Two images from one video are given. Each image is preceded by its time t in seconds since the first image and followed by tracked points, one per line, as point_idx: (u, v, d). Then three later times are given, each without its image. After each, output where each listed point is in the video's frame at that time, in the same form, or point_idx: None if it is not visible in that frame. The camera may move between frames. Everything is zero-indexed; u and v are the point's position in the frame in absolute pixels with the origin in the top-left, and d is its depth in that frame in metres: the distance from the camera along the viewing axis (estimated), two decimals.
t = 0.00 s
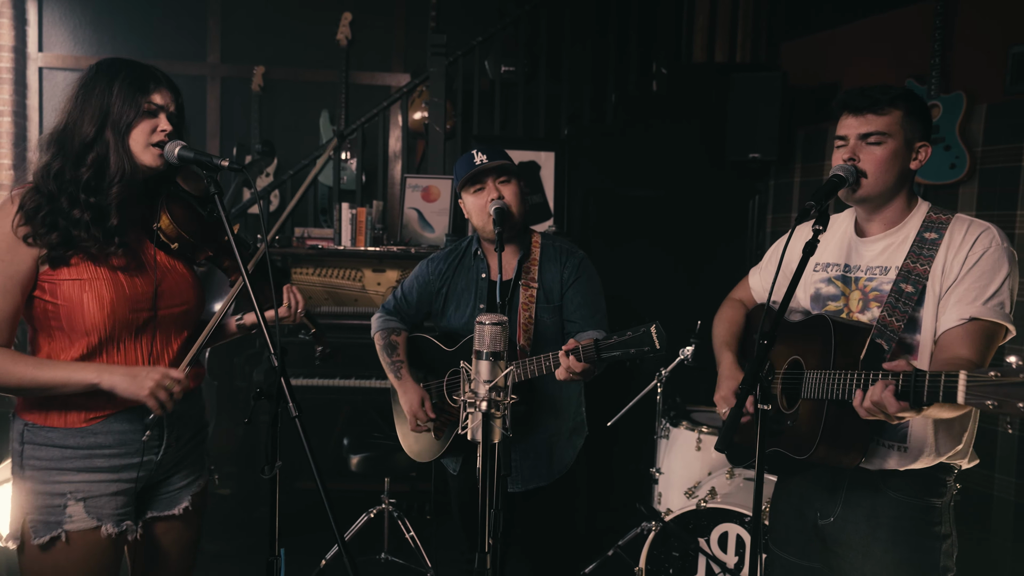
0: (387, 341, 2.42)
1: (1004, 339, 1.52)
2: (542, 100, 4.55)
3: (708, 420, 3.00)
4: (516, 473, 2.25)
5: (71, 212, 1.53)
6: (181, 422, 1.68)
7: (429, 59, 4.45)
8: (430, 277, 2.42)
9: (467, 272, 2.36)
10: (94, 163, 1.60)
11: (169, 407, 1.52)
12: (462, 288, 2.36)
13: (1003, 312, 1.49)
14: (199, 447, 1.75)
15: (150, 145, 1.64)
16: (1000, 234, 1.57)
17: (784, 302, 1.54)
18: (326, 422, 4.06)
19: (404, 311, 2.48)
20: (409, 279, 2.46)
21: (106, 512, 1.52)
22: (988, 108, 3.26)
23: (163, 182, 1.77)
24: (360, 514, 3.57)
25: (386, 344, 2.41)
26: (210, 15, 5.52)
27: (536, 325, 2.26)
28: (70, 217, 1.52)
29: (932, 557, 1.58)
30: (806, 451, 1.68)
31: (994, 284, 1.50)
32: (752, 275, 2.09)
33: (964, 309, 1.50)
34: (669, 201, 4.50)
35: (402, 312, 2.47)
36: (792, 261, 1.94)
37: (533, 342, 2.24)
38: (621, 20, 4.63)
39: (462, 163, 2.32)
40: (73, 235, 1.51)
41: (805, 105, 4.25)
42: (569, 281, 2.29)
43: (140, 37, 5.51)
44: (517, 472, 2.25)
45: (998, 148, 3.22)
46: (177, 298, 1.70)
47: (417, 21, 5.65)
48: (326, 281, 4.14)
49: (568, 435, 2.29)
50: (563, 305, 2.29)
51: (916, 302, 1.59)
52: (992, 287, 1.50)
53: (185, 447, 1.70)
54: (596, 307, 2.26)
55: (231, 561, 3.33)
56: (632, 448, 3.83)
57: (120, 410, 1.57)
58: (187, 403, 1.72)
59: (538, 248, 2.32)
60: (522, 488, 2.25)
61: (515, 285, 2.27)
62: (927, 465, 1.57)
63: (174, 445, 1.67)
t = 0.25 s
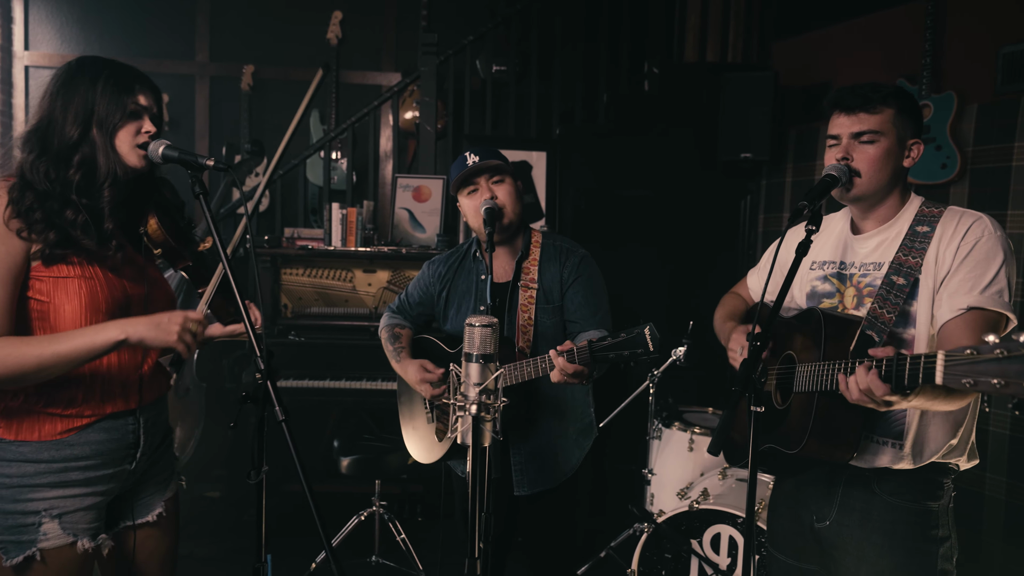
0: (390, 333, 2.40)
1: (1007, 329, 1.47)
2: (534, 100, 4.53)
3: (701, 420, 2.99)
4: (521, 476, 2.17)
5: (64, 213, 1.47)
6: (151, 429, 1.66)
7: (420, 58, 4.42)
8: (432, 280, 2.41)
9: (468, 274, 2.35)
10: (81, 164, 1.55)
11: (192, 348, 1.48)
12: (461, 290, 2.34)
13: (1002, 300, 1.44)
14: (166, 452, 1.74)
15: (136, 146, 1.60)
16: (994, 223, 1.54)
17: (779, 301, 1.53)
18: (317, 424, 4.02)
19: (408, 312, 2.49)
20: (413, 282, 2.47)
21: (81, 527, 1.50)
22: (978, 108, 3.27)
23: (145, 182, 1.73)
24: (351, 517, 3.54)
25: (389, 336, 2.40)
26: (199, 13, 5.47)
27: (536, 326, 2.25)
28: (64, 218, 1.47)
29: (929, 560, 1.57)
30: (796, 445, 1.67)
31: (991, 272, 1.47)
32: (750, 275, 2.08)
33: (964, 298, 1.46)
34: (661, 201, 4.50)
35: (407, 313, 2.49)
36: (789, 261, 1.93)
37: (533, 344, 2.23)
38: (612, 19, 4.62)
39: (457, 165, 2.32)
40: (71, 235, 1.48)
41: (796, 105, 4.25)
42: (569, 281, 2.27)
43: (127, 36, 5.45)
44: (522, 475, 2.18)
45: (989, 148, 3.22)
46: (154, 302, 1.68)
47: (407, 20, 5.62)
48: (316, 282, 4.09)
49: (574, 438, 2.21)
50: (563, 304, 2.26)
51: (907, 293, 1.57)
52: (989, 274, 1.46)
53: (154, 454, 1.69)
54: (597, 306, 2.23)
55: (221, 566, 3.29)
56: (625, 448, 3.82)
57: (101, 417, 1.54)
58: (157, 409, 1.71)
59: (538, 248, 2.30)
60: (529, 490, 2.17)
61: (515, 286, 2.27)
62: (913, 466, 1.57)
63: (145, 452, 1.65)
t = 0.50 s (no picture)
0: (396, 347, 2.37)
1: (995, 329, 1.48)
2: (524, 99, 4.50)
3: (691, 421, 2.97)
4: (529, 480, 2.10)
5: (54, 220, 1.44)
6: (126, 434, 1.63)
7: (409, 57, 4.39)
8: (433, 287, 2.38)
9: (467, 279, 2.31)
10: (62, 167, 1.51)
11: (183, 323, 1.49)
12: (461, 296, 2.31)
13: (992, 303, 1.44)
14: (138, 457, 1.70)
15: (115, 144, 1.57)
16: (985, 226, 1.53)
17: (765, 304, 1.52)
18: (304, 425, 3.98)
19: (414, 322, 2.45)
20: (415, 291, 2.44)
21: (51, 535, 1.47)
22: (968, 108, 3.27)
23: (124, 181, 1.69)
24: (339, 520, 3.50)
25: (395, 350, 2.38)
26: (186, 10, 5.41)
27: (533, 327, 2.22)
28: (54, 222, 1.44)
29: (923, 566, 1.55)
30: (786, 449, 1.65)
31: (981, 275, 1.46)
32: (739, 279, 2.06)
33: (954, 300, 1.45)
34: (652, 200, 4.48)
35: (413, 323, 2.45)
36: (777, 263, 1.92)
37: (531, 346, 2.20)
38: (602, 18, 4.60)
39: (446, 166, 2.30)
40: (65, 242, 1.46)
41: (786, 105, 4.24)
42: (566, 279, 2.22)
43: (113, 34, 5.39)
44: (530, 479, 2.10)
45: (979, 148, 3.22)
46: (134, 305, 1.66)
47: (397, 19, 5.59)
48: (304, 282, 4.05)
49: (583, 440, 2.17)
50: (561, 304, 2.23)
51: (898, 295, 1.56)
52: (980, 277, 1.46)
53: (128, 460, 1.65)
54: (595, 303, 2.18)
55: (206, 569, 3.24)
56: (615, 449, 3.80)
57: (76, 422, 1.52)
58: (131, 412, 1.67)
59: (534, 247, 2.26)
60: (537, 495, 2.10)
61: (512, 287, 2.23)
62: (907, 471, 1.55)
63: (119, 458, 1.61)
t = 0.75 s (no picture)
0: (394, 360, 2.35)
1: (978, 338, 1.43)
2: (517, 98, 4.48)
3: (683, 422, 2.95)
4: (529, 486, 2.07)
5: (24, 223, 1.42)
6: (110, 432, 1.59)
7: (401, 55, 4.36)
8: (427, 296, 2.36)
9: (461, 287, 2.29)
10: (36, 168, 1.47)
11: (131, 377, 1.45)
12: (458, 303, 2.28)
13: (975, 307, 1.40)
14: (123, 457, 1.67)
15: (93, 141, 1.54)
16: (971, 230, 1.51)
17: (751, 305, 1.50)
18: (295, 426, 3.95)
19: (410, 334, 2.42)
20: (410, 301, 2.41)
21: (31, 533, 1.43)
22: (962, 106, 3.24)
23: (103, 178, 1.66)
24: (328, 521, 3.47)
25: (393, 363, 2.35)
26: (178, 8, 5.37)
27: (526, 335, 2.18)
28: (24, 226, 1.42)
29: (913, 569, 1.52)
30: (776, 456, 1.61)
31: (967, 278, 1.42)
32: (724, 279, 2.02)
33: (937, 302, 1.42)
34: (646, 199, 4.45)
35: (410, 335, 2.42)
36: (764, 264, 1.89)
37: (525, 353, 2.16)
38: (596, 16, 4.57)
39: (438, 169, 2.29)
40: (33, 245, 1.42)
41: (780, 104, 4.22)
42: (558, 285, 2.19)
43: (104, 31, 5.36)
44: (530, 484, 2.07)
45: (973, 147, 3.19)
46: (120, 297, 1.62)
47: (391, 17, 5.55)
48: (295, 282, 4.00)
49: (583, 445, 2.11)
50: (555, 310, 2.19)
51: (887, 299, 1.53)
52: (964, 282, 1.42)
53: (111, 459, 1.62)
54: (589, 309, 2.15)
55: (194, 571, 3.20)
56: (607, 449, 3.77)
57: (57, 419, 1.48)
58: (115, 411, 1.63)
59: (527, 252, 2.23)
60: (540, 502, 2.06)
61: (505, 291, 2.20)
62: (900, 473, 1.52)
63: (103, 457, 1.58)
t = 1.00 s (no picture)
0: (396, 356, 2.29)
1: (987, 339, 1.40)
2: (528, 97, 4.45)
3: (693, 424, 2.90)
4: (534, 482, 2.03)
5: (16, 230, 1.44)
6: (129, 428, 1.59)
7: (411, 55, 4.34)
8: (429, 295, 2.36)
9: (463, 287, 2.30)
10: (32, 174, 1.49)
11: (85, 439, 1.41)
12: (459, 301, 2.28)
13: (984, 307, 1.37)
14: (147, 455, 1.67)
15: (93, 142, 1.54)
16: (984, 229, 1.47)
17: (753, 307, 1.46)
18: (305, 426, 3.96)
19: (412, 331, 2.39)
20: (411, 300, 2.40)
21: (47, 525, 1.45)
22: (982, 103, 3.16)
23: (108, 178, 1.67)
24: (338, 523, 3.46)
25: (394, 359, 2.30)
26: (192, 10, 5.41)
27: (528, 333, 2.15)
28: (15, 233, 1.44)
29: None
30: (780, 463, 1.57)
31: (978, 278, 1.39)
32: (726, 278, 1.98)
33: (947, 301, 1.39)
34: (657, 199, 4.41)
35: (411, 333, 2.39)
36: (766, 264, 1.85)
37: (527, 350, 2.14)
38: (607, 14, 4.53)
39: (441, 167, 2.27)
40: (21, 252, 1.44)
41: (794, 101, 4.15)
42: (559, 282, 2.17)
43: (120, 35, 5.41)
44: (535, 480, 2.03)
45: (993, 144, 3.11)
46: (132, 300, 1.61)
47: (402, 16, 5.55)
48: (305, 282, 4.01)
49: (589, 442, 2.09)
50: (556, 307, 2.17)
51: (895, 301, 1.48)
52: (976, 281, 1.39)
53: (132, 455, 1.62)
54: (590, 306, 2.13)
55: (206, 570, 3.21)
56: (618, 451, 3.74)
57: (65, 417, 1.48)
58: (137, 408, 1.63)
59: (529, 250, 2.20)
60: (544, 498, 2.03)
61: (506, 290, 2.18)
62: (909, 479, 1.48)
63: (122, 453, 1.58)
